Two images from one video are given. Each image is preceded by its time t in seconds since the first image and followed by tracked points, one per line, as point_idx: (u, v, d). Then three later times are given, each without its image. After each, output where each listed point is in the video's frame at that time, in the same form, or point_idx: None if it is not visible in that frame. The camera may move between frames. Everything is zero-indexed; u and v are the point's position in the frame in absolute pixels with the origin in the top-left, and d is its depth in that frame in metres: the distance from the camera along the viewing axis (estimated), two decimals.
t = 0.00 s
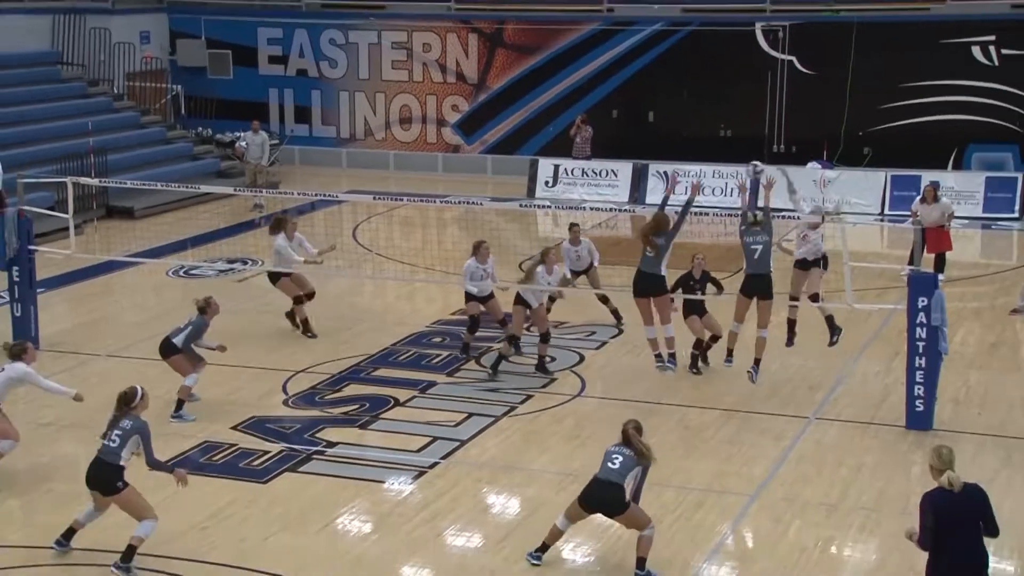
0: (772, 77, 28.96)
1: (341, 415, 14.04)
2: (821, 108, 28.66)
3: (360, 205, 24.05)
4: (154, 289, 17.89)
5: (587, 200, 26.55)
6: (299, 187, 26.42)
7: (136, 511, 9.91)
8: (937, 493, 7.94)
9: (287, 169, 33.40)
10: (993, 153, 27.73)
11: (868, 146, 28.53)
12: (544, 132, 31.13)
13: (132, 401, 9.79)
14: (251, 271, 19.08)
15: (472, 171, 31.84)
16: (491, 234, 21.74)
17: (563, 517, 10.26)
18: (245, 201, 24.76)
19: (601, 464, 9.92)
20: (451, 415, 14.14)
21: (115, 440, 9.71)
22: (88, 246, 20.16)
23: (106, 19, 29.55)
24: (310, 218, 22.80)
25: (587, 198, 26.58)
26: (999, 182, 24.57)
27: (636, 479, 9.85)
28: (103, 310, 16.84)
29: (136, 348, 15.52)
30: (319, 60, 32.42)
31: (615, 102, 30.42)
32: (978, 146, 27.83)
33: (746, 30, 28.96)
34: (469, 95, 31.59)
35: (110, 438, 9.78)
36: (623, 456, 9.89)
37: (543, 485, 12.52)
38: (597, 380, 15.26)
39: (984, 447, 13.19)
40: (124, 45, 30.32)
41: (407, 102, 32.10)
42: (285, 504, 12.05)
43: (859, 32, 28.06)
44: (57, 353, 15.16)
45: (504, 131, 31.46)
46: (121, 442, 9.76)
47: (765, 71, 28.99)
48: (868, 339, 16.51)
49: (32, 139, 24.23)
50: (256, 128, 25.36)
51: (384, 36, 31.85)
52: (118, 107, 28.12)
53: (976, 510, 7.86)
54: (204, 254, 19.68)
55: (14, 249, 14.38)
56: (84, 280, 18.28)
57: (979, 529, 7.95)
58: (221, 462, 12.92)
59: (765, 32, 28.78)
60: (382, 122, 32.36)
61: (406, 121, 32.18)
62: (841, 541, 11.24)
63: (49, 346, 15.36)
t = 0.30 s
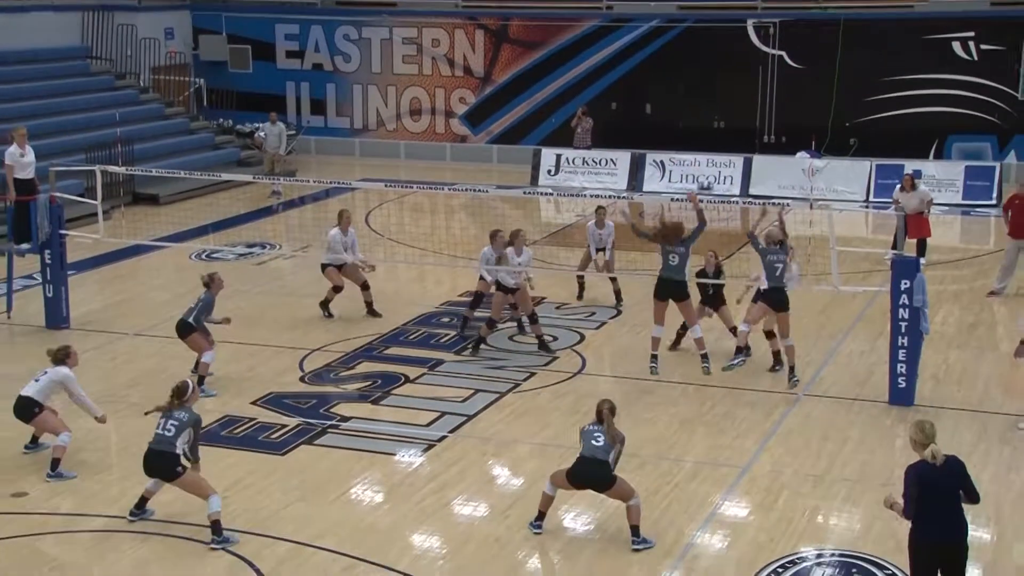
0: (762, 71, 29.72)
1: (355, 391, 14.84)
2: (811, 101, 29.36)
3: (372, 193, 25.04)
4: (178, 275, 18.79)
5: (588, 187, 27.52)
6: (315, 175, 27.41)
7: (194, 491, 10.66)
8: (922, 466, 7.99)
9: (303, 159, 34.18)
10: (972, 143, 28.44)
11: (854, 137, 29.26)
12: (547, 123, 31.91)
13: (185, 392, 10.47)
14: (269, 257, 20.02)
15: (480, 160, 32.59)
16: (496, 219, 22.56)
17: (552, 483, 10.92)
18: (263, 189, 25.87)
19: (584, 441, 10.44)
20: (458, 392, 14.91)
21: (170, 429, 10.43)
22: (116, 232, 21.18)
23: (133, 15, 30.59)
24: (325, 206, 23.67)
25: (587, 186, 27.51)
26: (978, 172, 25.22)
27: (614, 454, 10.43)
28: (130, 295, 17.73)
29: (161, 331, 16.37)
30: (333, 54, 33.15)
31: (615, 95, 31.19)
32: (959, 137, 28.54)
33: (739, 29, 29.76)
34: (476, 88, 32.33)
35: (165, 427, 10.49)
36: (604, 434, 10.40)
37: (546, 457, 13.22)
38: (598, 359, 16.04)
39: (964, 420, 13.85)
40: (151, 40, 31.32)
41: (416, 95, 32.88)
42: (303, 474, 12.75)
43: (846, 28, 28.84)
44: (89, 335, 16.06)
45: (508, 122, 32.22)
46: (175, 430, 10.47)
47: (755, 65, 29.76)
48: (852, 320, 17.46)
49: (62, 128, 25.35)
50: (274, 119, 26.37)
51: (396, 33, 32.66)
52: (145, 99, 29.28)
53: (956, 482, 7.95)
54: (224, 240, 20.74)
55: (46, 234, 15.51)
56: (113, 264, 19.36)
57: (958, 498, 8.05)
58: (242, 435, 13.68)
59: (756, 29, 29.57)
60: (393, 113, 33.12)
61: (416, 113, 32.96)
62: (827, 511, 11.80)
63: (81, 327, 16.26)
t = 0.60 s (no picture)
0: (768, 63, 29.88)
1: (365, 379, 15.06)
2: (816, 93, 29.52)
3: (382, 183, 25.30)
4: (190, 264, 19.04)
5: (595, 178, 27.71)
6: (325, 166, 27.67)
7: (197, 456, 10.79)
8: (927, 456, 8.16)
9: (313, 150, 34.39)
10: (974, 134, 28.61)
11: (859, 128, 29.38)
12: (554, 115, 32.04)
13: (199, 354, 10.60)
14: (280, 246, 20.27)
15: (488, 152, 32.68)
16: (504, 210, 22.77)
17: (551, 467, 11.09)
18: (274, 178, 26.17)
19: (575, 421, 10.59)
20: (467, 380, 15.12)
21: (181, 387, 10.61)
22: (130, 222, 21.46)
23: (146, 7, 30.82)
24: (335, 196, 23.92)
25: (594, 177, 27.73)
26: (980, 162, 25.59)
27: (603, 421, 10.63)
28: (143, 285, 17.99)
29: (173, 319, 16.61)
30: (343, 47, 33.38)
31: (621, 87, 31.38)
32: (960, 128, 28.70)
33: (744, 21, 29.95)
34: (484, 80, 32.54)
35: (177, 385, 10.69)
36: (592, 409, 10.54)
37: (553, 445, 13.42)
38: (604, 349, 16.24)
39: (966, 409, 14.02)
40: (164, 32, 31.51)
41: (426, 86, 33.08)
42: (314, 460, 12.98)
43: (852, 20, 28.97)
44: (102, 324, 16.32)
45: (517, 114, 32.37)
46: (185, 388, 10.65)
47: (762, 57, 29.92)
48: (855, 309, 17.67)
49: (77, 119, 25.64)
50: (285, 110, 26.62)
51: (405, 25, 32.86)
52: (158, 90, 29.56)
53: (959, 474, 8.11)
54: (236, 229, 21.02)
55: (61, 223, 15.73)
56: (127, 254, 19.63)
57: (961, 487, 8.21)
58: (254, 422, 13.89)
59: (761, 22, 29.74)
60: (403, 104, 33.32)
61: (426, 104, 33.14)
62: (830, 498, 12.00)
63: (94, 316, 16.51)
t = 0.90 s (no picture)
0: (768, 55, 29.83)
1: (365, 372, 15.06)
2: (816, 86, 29.49)
3: (383, 175, 25.30)
4: (191, 257, 19.06)
5: (596, 171, 27.71)
6: (326, 159, 27.69)
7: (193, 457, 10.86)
8: (930, 443, 8.20)
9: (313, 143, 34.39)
10: (975, 126, 28.54)
11: (859, 121, 29.34)
12: (554, 107, 32.06)
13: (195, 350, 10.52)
14: (281, 239, 20.29)
15: (488, 144, 32.74)
16: (504, 203, 22.78)
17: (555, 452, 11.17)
18: (275, 171, 26.18)
19: (553, 377, 10.72)
20: (467, 372, 15.14)
21: (183, 386, 10.59)
22: (131, 215, 21.48)
23: None
24: (336, 188, 23.93)
25: (595, 170, 27.72)
26: (980, 155, 25.48)
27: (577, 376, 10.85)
28: (143, 278, 18.00)
29: (173, 312, 16.63)
30: (344, 39, 33.35)
31: (622, 79, 31.35)
32: (961, 121, 28.65)
33: (744, 14, 29.89)
34: (485, 73, 32.52)
35: (178, 384, 10.65)
36: (567, 364, 10.71)
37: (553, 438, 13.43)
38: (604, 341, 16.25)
39: (966, 401, 14.02)
40: (165, 25, 31.49)
41: (427, 79, 33.07)
42: (315, 453, 12.99)
43: (853, 13, 28.93)
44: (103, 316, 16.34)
45: (517, 107, 32.39)
46: (187, 386, 10.62)
47: (763, 50, 29.88)
48: (856, 301, 17.67)
49: (77, 112, 25.64)
50: (286, 103, 26.61)
51: (406, 17, 32.83)
52: (158, 82, 29.55)
53: (963, 467, 8.11)
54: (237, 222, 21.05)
55: (61, 215, 15.77)
56: (127, 247, 19.64)
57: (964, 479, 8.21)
58: (254, 415, 13.91)
59: (761, 14, 29.66)
60: (403, 97, 33.32)
61: (427, 97, 33.14)
62: (831, 490, 12.01)
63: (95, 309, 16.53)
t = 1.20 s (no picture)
0: (768, 52, 29.84)
1: (365, 369, 15.05)
2: (815, 83, 29.49)
3: (382, 172, 25.31)
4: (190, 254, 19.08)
5: (595, 168, 27.71)
6: (325, 156, 27.68)
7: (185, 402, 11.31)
8: (920, 434, 8.22)
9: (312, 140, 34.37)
10: (974, 123, 28.56)
11: (858, 118, 29.34)
12: (553, 104, 32.05)
13: (188, 296, 11.05)
14: (280, 236, 20.29)
15: (487, 141, 32.74)
16: (504, 199, 22.80)
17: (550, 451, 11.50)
18: (275, 167, 26.18)
19: (530, 379, 11.12)
20: (466, 369, 15.13)
21: (185, 333, 11.10)
22: (130, 212, 21.50)
23: None
24: (335, 184, 23.96)
25: (594, 166, 27.72)
26: (979, 151, 25.52)
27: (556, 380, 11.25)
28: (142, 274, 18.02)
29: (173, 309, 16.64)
30: (343, 35, 33.34)
31: (621, 76, 31.35)
32: (960, 117, 28.66)
33: (744, 11, 29.89)
34: (484, 70, 32.53)
35: (182, 331, 11.16)
36: (547, 367, 11.10)
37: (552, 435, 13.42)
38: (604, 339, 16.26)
39: (965, 398, 14.02)
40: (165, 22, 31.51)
41: (426, 76, 33.06)
42: (314, 450, 12.98)
43: (852, 9, 28.93)
44: (101, 313, 16.35)
45: (516, 104, 32.39)
46: (190, 330, 11.13)
47: (762, 47, 29.89)
48: (856, 298, 17.68)
49: (76, 109, 25.65)
50: (286, 99, 26.61)
51: (405, 14, 32.82)
52: (157, 79, 29.55)
53: (954, 459, 8.11)
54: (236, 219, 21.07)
55: (61, 212, 15.82)
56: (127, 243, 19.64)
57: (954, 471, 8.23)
58: (253, 412, 13.90)
59: (761, 11, 29.68)
60: (402, 94, 33.31)
61: (426, 94, 33.13)
62: (830, 487, 12.00)
63: (94, 306, 16.55)
